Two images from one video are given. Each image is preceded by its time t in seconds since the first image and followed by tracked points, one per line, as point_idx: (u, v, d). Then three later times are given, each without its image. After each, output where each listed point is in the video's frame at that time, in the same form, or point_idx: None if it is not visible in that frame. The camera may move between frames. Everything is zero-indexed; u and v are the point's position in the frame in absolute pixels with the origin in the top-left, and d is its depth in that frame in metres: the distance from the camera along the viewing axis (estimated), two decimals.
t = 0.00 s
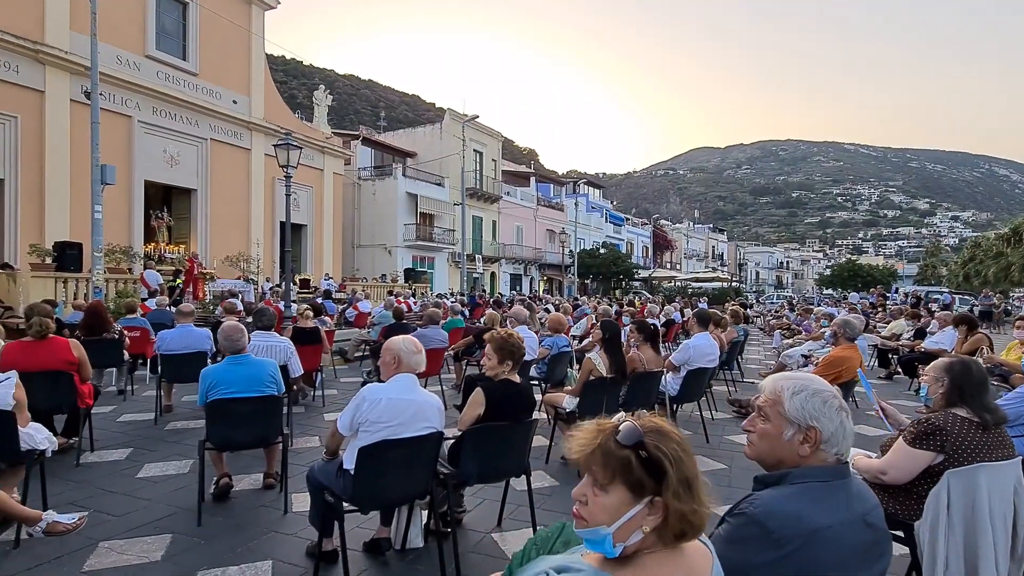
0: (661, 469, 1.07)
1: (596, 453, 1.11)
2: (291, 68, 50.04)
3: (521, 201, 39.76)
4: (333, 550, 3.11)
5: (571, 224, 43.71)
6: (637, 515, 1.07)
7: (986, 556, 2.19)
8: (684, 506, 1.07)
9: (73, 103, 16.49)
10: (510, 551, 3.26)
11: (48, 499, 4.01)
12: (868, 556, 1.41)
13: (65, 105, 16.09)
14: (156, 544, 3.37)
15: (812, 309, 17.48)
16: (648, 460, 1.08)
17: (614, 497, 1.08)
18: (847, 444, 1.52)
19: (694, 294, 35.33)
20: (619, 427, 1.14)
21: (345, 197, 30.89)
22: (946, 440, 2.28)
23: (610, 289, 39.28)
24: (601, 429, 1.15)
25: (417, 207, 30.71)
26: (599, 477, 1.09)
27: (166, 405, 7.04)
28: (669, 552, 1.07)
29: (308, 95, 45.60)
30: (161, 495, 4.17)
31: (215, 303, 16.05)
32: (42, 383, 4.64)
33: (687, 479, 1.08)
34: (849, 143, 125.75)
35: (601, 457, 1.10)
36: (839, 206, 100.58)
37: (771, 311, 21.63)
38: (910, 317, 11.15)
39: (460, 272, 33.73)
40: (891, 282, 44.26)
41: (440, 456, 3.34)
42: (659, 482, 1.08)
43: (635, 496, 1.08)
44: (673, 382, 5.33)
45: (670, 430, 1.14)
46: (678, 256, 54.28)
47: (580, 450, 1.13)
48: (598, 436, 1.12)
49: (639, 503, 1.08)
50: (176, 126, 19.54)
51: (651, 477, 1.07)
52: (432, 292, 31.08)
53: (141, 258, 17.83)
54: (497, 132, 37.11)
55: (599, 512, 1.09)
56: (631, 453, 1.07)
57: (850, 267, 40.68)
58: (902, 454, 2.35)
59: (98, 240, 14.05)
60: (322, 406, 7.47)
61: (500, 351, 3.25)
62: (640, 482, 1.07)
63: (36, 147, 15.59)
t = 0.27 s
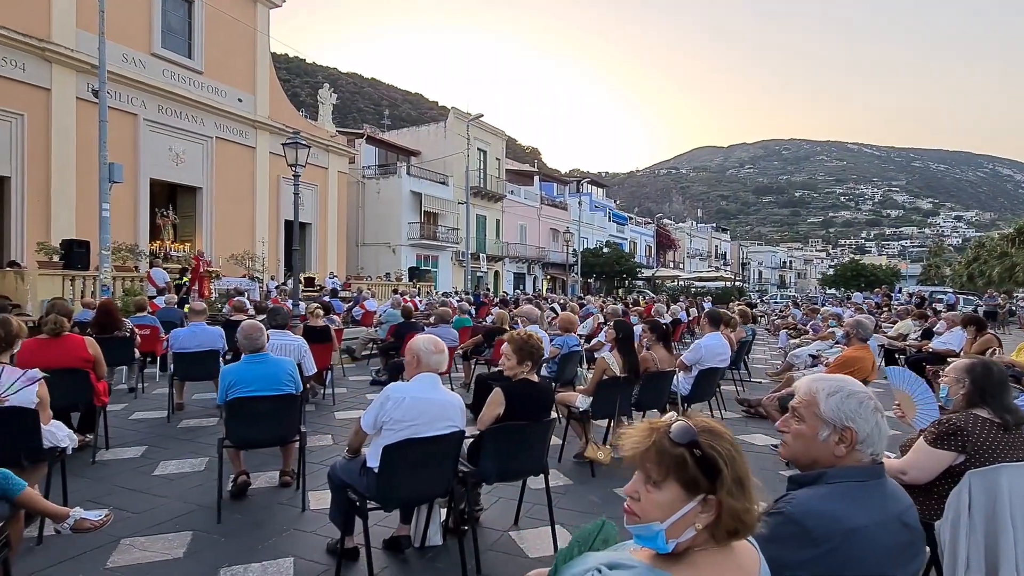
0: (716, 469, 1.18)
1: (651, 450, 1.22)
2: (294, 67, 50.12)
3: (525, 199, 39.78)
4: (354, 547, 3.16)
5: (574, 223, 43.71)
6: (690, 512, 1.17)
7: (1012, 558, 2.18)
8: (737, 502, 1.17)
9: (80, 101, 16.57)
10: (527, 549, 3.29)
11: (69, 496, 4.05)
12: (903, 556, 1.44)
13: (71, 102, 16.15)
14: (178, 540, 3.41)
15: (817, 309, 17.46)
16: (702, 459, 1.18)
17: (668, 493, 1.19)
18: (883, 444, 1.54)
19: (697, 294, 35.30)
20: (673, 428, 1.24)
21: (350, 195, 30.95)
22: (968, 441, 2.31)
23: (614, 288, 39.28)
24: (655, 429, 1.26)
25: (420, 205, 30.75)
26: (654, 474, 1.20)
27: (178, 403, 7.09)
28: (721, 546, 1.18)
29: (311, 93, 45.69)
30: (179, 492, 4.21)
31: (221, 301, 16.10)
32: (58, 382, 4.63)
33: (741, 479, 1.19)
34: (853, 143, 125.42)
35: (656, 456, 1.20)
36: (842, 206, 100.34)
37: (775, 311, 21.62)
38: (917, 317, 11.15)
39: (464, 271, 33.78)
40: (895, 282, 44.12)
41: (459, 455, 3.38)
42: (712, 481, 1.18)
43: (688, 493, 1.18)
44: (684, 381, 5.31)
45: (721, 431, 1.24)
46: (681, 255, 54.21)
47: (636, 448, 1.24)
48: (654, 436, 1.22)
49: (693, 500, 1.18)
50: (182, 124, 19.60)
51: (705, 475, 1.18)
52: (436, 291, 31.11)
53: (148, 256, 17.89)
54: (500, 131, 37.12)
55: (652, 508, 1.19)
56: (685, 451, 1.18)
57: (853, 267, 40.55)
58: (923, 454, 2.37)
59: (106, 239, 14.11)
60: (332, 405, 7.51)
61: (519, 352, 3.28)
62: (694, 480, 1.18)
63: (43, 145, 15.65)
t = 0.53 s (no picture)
0: (776, 469, 1.17)
1: (710, 445, 1.24)
2: (299, 67, 50.27)
3: (531, 200, 39.79)
4: (382, 547, 3.17)
5: (580, 223, 43.70)
6: (748, 508, 1.18)
7: None
8: (797, 503, 1.16)
9: (90, 102, 16.67)
10: (553, 549, 3.30)
11: (94, 495, 4.08)
12: (959, 558, 1.48)
13: (80, 103, 16.24)
14: (205, 540, 3.43)
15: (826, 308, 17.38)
16: (760, 456, 1.18)
17: (726, 487, 1.21)
18: (938, 447, 1.59)
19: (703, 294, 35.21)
20: (735, 424, 1.25)
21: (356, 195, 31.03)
22: (1003, 443, 2.31)
23: (619, 288, 39.24)
24: (719, 425, 1.28)
25: (426, 205, 30.79)
26: (712, 467, 1.22)
27: (195, 403, 7.12)
28: (777, 545, 1.18)
29: (316, 94, 45.81)
30: (203, 492, 4.24)
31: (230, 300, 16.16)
32: (83, 382, 4.64)
33: (803, 481, 1.17)
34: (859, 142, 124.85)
35: (716, 450, 1.23)
36: (848, 205, 99.87)
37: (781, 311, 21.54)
38: (929, 318, 11.10)
39: (470, 271, 33.81)
40: (902, 282, 43.84)
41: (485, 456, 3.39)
42: (771, 480, 1.17)
43: (745, 489, 1.19)
44: (702, 381, 5.26)
45: (789, 431, 1.22)
46: (686, 255, 54.10)
47: (697, 441, 1.26)
48: (716, 431, 1.25)
49: (750, 496, 1.19)
50: (190, 125, 19.68)
51: (762, 474, 1.18)
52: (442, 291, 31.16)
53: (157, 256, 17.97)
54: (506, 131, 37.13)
55: (712, 499, 1.22)
56: (744, 448, 1.19)
57: (860, 267, 40.32)
58: (959, 456, 2.35)
59: (117, 239, 14.18)
60: (347, 405, 7.53)
61: (543, 352, 3.30)
62: (751, 476, 1.18)
63: (52, 146, 15.73)
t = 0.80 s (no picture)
0: (848, 465, 1.18)
1: (783, 441, 1.26)
2: (304, 69, 50.45)
3: (537, 199, 39.77)
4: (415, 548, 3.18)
5: (587, 223, 43.64)
6: (821, 505, 1.20)
7: None
8: (868, 500, 1.16)
9: (101, 105, 16.78)
10: (584, 550, 3.31)
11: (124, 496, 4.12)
12: None
13: (92, 106, 16.34)
14: (238, 541, 3.46)
15: (837, 306, 17.29)
16: (834, 454, 1.20)
17: (799, 481, 1.23)
18: (1004, 450, 1.64)
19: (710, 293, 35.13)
20: (810, 424, 1.27)
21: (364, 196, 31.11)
22: None
23: (626, 288, 39.19)
24: (794, 424, 1.30)
25: (434, 206, 30.84)
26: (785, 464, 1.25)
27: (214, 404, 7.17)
28: (851, 543, 1.18)
29: (322, 95, 45.93)
30: (231, 493, 4.28)
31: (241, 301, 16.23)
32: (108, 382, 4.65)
33: (877, 480, 1.16)
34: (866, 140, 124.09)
35: (790, 447, 1.25)
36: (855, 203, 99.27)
37: (791, 310, 21.44)
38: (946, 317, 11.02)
39: (477, 271, 33.84)
40: (911, 280, 43.47)
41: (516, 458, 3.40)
42: (843, 477, 1.19)
43: (819, 486, 1.21)
44: (723, 382, 5.18)
45: (866, 430, 1.22)
46: (693, 254, 53.93)
47: (770, 437, 1.30)
48: (791, 429, 1.27)
49: (824, 492, 1.20)
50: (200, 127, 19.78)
51: (834, 470, 1.19)
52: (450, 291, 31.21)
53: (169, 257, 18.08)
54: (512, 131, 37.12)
55: (785, 494, 1.25)
56: (817, 444, 1.21)
57: (867, 266, 40.02)
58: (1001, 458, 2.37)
59: (131, 241, 14.27)
60: (364, 406, 7.56)
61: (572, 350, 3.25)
62: (821, 472, 1.20)
63: (65, 150, 15.84)
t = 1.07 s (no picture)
0: (993, 474, 1.25)
1: (914, 453, 1.30)
2: (326, 74, 51.14)
3: (559, 200, 39.73)
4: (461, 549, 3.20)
5: (609, 223, 43.46)
6: (963, 517, 1.26)
7: None
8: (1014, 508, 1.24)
9: (136, 114, 17.18)
10: (632, 553, 3.28)
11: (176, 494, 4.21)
12: None
13: (126, 114, 16.73)
14: (287, 540, 3.51)
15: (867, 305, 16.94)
16: (976, 462, 1.25)
17: (935, 495, 1.28)
18: None
19: (736, 292, 34.73)
20: (926, 430, 1.32)
21: (388, 199, 31.39)
22: None
23: (650, 288, 38.90)
24: (907, 432, 1.34)
25: (457, 207, 30.98)
26: (923, 477, 1.28)
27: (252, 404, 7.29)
28: (985, 549, 1.26)
29: (344, 99, 46.49)
30: (277, 492, 4.35)
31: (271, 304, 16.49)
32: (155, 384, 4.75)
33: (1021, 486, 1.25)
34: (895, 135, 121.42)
35: (924, 459, 1.28)
36: (884, 200, 97.26)
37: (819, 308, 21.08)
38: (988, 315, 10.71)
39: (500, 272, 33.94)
40: (945, 277, 42.34)
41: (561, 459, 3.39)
42: (989, 486, 1.25)
43: (959, 496, 1.26)
44: (763, 383, 5.11)
45: (989, 436, 1.30)
46: (716, 253, 53.41)
47: (899, 449, 1.32)
48: (915, 439, 1.31)
49: (964, 504, 1.26)
50: (229, 133, 20.13)
51: (980, 479, 1.25)
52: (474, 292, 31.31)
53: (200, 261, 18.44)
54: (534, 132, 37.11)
55: (915, 508, 1.29)
56: (962, 456, 1.26)
57: (898, 263, 39.12)
58: None
59: (166, 246, 14.57)
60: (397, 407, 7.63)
61: (619, 350, 3.21)
62: (967, 483, 1.25)
63: (101, 157, 16.25)
